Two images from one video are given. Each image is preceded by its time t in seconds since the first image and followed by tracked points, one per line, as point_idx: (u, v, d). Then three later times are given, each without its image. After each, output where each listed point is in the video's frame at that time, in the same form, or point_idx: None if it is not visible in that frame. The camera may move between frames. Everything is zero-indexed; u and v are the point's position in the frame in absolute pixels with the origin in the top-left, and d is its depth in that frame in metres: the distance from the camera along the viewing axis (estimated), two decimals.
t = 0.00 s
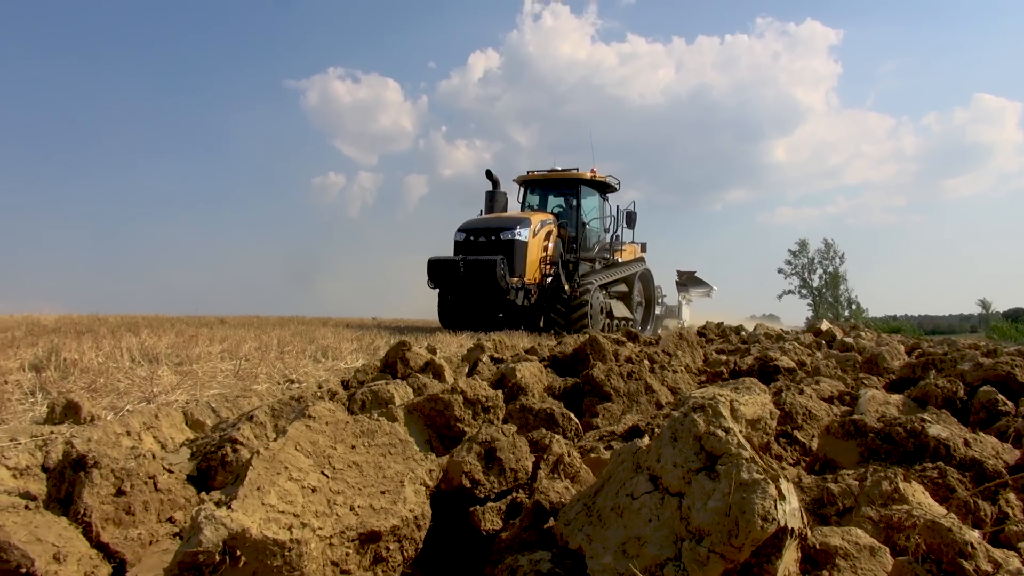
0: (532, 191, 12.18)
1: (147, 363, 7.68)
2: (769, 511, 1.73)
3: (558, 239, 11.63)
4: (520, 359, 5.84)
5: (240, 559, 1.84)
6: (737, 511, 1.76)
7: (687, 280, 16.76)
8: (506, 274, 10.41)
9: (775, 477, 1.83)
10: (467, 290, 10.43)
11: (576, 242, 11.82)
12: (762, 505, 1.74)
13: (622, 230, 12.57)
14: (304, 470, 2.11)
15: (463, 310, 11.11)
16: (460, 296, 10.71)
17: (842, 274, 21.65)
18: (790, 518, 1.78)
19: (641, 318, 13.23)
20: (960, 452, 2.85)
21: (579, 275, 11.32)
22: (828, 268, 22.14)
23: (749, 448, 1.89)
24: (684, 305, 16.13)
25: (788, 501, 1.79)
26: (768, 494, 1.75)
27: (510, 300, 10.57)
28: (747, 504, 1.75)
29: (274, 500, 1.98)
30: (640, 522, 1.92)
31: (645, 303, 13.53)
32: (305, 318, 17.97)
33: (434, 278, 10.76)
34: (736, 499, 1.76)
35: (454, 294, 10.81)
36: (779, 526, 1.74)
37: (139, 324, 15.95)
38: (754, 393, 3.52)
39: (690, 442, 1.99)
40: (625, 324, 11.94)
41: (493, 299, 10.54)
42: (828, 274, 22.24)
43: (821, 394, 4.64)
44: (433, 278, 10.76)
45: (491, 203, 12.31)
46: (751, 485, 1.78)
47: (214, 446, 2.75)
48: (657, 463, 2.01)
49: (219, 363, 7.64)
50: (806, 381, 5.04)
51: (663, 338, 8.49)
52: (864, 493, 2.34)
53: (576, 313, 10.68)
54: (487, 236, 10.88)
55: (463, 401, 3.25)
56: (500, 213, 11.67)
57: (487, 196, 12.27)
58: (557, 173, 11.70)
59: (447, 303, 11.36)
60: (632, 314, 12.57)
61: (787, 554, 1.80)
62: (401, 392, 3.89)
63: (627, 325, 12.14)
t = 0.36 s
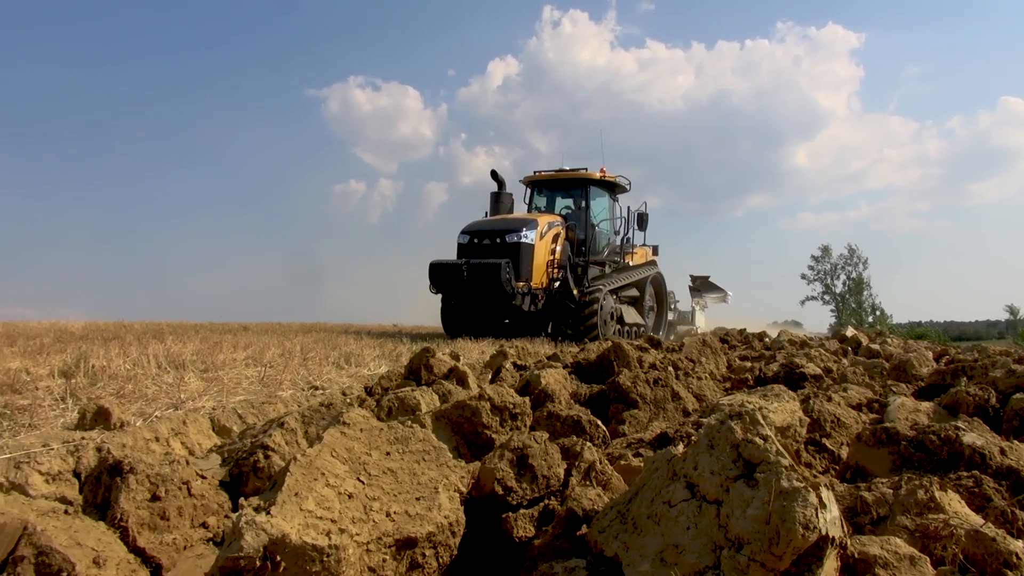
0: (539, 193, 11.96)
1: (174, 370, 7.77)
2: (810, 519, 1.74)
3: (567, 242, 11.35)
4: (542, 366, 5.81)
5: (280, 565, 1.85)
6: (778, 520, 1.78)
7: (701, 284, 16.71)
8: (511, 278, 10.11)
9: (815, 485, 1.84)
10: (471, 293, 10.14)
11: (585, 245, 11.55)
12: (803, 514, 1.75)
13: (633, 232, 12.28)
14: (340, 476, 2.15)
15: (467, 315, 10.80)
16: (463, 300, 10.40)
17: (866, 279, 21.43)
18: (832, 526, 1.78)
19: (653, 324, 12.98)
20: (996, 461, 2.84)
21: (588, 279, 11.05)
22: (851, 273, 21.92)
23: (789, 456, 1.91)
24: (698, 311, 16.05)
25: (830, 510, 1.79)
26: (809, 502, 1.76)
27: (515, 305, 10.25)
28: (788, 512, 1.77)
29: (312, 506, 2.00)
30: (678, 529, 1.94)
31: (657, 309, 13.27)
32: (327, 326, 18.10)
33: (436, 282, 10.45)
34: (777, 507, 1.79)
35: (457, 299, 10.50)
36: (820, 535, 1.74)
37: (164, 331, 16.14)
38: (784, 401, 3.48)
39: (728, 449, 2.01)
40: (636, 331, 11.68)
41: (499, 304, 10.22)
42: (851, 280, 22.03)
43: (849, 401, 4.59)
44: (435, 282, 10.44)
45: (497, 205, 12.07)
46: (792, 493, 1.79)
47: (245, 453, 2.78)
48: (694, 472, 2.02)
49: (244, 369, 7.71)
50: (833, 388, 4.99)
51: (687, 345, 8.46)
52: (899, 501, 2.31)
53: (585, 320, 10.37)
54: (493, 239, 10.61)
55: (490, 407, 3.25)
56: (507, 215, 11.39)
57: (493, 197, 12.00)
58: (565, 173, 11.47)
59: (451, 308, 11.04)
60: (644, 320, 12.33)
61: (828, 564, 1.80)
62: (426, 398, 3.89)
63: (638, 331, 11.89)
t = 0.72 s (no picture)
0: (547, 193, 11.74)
1: (199, 376, 7.86)
2: (855, 526, 1.75)
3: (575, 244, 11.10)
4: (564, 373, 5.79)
5: (320, 569, 1.87)
6: (821, 527, 1.79)
7: (713, 288, 16.53)
8: (515, 281, 9.84)
9: (860, 492, 1.85)
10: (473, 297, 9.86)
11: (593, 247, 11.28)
12: (847, 521, 1.76)
13: (644, 234, 12.07)
14: (377, 482, 2.17)
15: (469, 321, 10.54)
16: (465, 305, 10.14)
17: (890, 285, 21.20)
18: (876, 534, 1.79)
19: (665, 329, 12.82)
20: None
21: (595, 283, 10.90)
22: (875, 278, 21.68)
23: (831, 463, 1.93)
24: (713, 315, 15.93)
25: (874, 516, 1.80)
26: (853, 509, 1.77)
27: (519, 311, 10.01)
28: (831, 519, 1.78)
29: (350, 512, 2.02)
30: (719, 536, 1.96)
31: (668, 313, 13.10)
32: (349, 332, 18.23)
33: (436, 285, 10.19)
34: (820, 513, 1.80)
35: (458, 303, 10.24)
36: (865, 542, 1.75)
37: (189, 338, 16.36)
38: (813, 409, 3.47)
39: (769, 456, 2.04)
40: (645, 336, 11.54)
41: (502, 310, 9.99)
42: (875, 285, 21.78)
43: (878, 408, 4.54)
44: (435, 285, 10.18)
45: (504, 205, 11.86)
46: (836, 500, 1.81)
47: (277, 459, 2.80)
48: (734, 478, 2.05)
49: (268, 376, 7.78)
50: (861, 394, 4.93)
51: (710, 351, 8.40)
52: (936, 509, 2.29)
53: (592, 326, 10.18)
54: (495, 241, 10.34)
55: (518, 414, 3.25)
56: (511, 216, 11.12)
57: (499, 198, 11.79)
58: (574, 171, 11.27)
59: (451, 313, 10.77)
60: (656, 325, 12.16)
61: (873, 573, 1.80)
62: (453, 406, 3.90)
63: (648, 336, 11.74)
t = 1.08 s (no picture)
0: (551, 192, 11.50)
1: (223, 381, 7.92)
2: (902, 531, 1.79)
3: (579, 244, 10.83)
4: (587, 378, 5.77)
5: (359, 572, 1.87)
6: (867, 532, 1.82)
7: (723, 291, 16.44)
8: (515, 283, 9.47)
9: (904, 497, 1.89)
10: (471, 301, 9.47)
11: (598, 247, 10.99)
12: (894, 527, 1.79)
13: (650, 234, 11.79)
14: (413, 485, 2.19)
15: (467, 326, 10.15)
16: (462, 309, 9.75)
17: (913, 290, 20.95)
18: (922, 540, 1.82)
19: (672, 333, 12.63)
20: None
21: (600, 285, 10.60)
22: (898, 283, 21.45)
23: (875, 468, 1.96)
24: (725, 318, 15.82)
25: (919, 522, 1.83)
26: (900, 514, 1.81)
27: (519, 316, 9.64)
28: (878, 524, 1.81)
29: (388, 515, 2.04)
30: (760, 541, 1.98)
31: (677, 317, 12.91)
32: (370, 338, 18.30)
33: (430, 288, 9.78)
34: (866, 519, 1.83)
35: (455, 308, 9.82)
36: (912, 548, 1.78)
37: (212, 343, 16.52)
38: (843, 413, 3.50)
39: (809, 460, 2.06)
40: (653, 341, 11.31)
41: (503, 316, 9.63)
42: (898, 290, 21.53)
43: (907, 413, 4.48)
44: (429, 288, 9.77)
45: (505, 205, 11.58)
46: (882, 505, 1.84)
47: (307, 463, 2.82)
48: (774, 482, 2.06)
49: (291, 381, 7.82)
50: (889, 400, 4.86)
51: (733, 355, 8.34)
52: (974, 515, 2.26)
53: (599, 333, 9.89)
54: (494, 242, 9.99)
55: (546, 418, 3.24)
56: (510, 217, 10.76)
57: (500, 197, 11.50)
58: (579, 169, 11.02)
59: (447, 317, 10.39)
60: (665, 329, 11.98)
61: None
62: (478, 410, 3.88)
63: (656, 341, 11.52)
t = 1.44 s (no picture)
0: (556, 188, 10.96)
1: (250, 385, 7.98)
2: (954, 538, 1.83)
3: (586, 243, 10.31)
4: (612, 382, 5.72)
5: None
6: (918, 538, 1.88)
7: (740, 292, 16.26)
8: (519, 282, 9.05)
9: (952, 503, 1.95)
10: (472, 302, 9.06)
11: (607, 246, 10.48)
12: (946, 534, 1.84)
13: (661, 232, 11.27)
14: (453, 490, 2.22)
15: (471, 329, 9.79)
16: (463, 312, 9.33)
17: (939, 291, 20.66)
18: (974, 547, 1.87)
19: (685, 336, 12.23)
20: None
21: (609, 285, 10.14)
22: (924, 284, 21.16)
23: (923, 473, 2.02)
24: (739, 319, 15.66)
25: (971, 529, 1.88)
26: (952, 522, 1.86)
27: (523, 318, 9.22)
28: (930, 531, 1.87)
29: (430, 518, 2.08)
30: (807, 548, 2.05)
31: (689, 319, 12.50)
32: (392, 342, 18.36)
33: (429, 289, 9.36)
34: (917, 526, 1.89)
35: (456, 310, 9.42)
36: (964, 555, 1.83)
37: (236, 347, 16.67)
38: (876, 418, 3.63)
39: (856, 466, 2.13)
40: (665, 344, 10.90)
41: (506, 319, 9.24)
42: (924, 291, 21.25)
43: (940, 417, 4.41)
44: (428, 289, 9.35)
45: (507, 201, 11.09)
46: (933, 512, 1.90)
47: (340, 467, 2.84)
48: (820, 489, 2.13)
49: (317, 385, 7.85)
50: (921, 403, 4.80)
51: (759, 358, 8.27)
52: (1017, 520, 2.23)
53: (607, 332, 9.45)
54: (496, 240, 9.58)
55: (576, 422, 3.24)
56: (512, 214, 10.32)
57: (503, 194, 11.02)
58: (585, 163, 10.44)
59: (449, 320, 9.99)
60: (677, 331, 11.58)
61: None
62: (507, 414, 3.89)
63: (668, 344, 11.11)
